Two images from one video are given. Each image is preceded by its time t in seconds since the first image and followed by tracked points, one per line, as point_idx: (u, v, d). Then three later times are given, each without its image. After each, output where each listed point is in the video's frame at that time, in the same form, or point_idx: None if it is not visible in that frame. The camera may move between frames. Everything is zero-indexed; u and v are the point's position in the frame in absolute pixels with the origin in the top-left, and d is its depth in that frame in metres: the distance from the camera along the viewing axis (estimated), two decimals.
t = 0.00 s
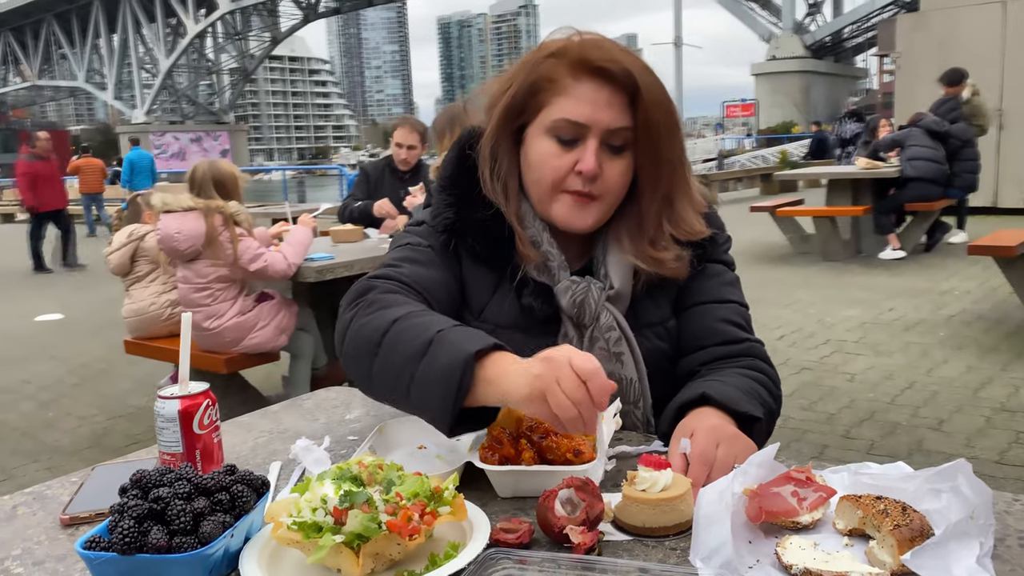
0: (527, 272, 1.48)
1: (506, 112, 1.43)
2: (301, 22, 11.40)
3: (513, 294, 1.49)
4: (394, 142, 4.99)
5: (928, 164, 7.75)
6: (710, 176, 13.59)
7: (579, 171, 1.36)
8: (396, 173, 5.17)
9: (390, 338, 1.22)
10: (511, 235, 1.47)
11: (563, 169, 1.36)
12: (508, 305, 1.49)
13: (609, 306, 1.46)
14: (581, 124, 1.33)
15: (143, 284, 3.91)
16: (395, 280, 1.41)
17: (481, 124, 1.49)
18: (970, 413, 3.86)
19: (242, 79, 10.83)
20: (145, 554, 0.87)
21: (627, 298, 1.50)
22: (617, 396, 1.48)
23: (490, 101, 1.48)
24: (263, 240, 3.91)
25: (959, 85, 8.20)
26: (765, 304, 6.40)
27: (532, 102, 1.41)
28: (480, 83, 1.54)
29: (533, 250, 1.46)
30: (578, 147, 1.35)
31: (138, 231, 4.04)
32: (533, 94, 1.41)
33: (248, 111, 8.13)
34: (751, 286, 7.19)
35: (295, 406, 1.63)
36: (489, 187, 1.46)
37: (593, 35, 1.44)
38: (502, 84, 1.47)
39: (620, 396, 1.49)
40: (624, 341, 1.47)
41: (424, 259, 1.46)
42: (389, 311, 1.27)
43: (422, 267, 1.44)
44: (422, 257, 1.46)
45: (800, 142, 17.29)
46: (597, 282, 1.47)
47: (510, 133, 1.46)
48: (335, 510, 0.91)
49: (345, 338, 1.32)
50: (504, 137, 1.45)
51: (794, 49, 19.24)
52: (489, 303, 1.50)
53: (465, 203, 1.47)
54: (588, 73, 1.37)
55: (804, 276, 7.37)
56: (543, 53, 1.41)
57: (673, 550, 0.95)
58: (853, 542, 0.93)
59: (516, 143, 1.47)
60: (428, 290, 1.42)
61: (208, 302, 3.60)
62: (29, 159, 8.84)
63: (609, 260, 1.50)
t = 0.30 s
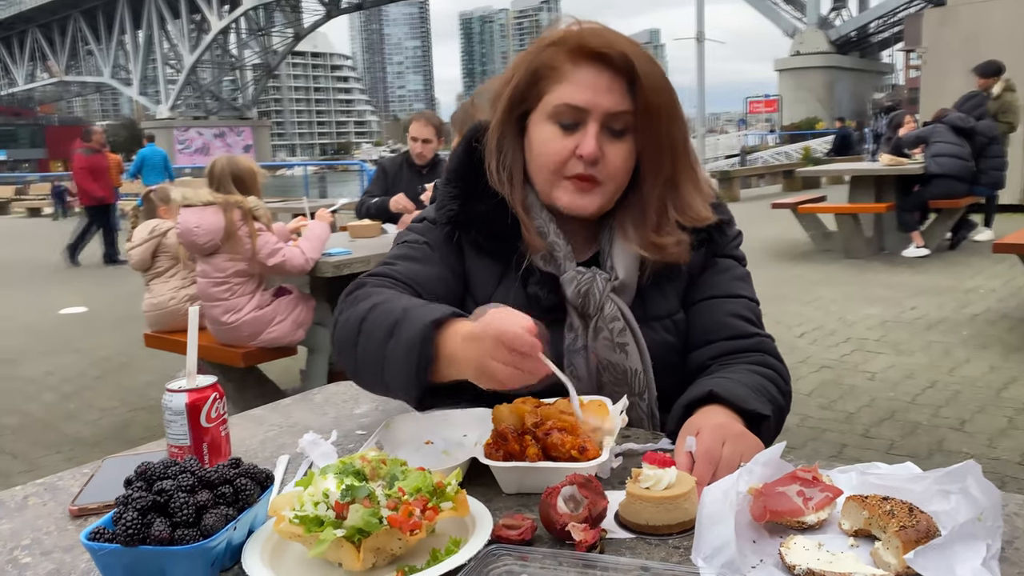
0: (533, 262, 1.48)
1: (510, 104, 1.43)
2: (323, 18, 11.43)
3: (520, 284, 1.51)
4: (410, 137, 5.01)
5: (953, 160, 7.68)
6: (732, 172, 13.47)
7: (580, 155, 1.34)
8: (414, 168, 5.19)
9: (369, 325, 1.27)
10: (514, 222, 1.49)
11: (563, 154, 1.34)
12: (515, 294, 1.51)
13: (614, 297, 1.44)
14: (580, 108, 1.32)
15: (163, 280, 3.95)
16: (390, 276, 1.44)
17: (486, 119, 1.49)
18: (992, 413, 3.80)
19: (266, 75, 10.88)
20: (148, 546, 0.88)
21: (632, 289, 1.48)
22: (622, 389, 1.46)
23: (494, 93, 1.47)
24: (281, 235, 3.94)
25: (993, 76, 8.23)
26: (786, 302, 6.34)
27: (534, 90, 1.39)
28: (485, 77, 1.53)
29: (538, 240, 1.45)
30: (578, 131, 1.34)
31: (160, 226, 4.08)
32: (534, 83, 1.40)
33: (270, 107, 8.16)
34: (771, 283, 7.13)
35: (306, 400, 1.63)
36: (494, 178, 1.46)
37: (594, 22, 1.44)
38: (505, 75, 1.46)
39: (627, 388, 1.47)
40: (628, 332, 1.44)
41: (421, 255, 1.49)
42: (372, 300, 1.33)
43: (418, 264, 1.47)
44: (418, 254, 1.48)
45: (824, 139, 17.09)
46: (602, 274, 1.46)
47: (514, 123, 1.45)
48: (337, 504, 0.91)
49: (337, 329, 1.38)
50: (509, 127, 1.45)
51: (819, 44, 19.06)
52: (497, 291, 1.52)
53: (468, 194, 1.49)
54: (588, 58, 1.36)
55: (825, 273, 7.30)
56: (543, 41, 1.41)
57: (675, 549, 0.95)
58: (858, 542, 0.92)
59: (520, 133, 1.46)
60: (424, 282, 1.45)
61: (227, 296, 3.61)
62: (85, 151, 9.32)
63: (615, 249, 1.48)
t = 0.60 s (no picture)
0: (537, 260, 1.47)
1: (507, 102, 1.47)
2: (346, 15, 11.47)
3: (525, 282, 1.49)
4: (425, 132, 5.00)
5: (981, 158, 7.59)
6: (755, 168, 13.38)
7: (575, 144, 1.35)
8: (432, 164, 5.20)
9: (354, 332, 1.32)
10: (518, 219, 1.52)
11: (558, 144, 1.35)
12: (521, 293, 1.49)
13: (620, 294, 1.43)
14: (570, 96, 1.34)
15: (183, 275, 3.99)
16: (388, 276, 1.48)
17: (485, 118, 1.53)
18: (1015, 414, 3.75)
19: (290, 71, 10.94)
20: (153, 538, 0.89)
21: (638, 286, 1.47)
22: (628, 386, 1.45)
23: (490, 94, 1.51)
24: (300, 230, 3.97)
25: None
26: (806, 300, 6.30)
27: (527, 86, 1.42)
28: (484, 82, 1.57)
29: (543, 234, 1.48)
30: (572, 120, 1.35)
31: (180, 222, 4.12)
32: (527, 79, 1.43)
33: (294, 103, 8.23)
34: (792, 281, 7.08)
35: (317, 395, 1.64)
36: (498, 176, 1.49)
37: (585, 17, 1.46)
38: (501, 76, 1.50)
39: (633, 385, 1.46)
40: (633, 329, 1.44)
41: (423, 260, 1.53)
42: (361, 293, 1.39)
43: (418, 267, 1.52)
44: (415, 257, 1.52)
45: (848, 135, 16.93)
46: (607, 271, 1.44)
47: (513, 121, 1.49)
48: (340, 499, 0.92)
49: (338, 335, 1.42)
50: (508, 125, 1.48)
51: (843, 40, 18.86)
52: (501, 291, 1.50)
53: (472, 195, 1.50)
54: (577, 49, 1.37)
55: (847, 271, 7.24)
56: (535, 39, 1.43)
57: (678, 548, 0.95)
58: (862, 543, 0.91)
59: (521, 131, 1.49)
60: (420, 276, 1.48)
61: (245, 290, 3.62)
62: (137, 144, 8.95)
63: (620, 244, 1.47)
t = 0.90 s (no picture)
0: (541, 261, 1.49)
1: (504, 106, 1.50)
2: (367, 11, 11.49)
3: (530, 283, 1.51)
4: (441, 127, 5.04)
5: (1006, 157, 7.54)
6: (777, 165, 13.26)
7: (569, 145, 1.35)
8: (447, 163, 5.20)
9: (358, 326, 1.37)
10: (519, 222, 1.56)
11: (553, 145, 1.36)
12: (525, 294, 1.51)
13: (623, 293, 1.43)
14: (563, 98, 1.35)
15: (203, 270, 4.02)
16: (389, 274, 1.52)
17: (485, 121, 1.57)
18: None
19: (313, 67, 10.99)
20: (158, 531, 0.91)
21: (643, 285, 1.46)
22: (632, 386, 1.44)
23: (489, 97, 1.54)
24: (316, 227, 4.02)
25: None
26: (827, 298, 6.25)
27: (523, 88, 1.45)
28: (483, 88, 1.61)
29: (546, 238, 1.48)
30: (566, 121, 1.36)
31: (200, 218, 4.16)
32: (522, 81, 1.46)
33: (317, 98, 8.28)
34: (813, 279, 7.02)
35: (327, 390, 1.66)
36: (500, 179, 1.54)
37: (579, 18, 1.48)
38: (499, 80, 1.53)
39: (638, 386, 1.45)
40: (637, 329, 1.43)
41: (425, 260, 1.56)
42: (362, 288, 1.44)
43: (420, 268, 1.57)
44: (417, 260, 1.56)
45: (873, 132, 16.71)
46: (610, 271, 1.44)
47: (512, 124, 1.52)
48: (341, 494, 0.92)
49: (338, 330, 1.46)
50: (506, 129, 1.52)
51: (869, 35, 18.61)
52: (505, 294, 1.52)
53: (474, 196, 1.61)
54: (570, 48, 1.39)
55: (869, 270, 7.16)
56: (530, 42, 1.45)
57: (679, 547, 0.94)
58: (865, 545, 0.91)
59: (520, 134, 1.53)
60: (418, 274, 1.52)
61: (263, 286, 3.64)
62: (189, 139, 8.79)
63: (625, 247, 1.47)
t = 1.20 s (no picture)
0: (541, 263, 1.49)
1: (499, 110, 1.52)
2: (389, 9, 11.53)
3: (529, 285, 1.51)
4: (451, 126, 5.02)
5: None
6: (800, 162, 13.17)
7: (559, 146, 1.35)
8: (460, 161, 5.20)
9: (358, 324, 1.37)
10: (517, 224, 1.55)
11: (543, 146, 1.36)
12: (525, 296, 1.50)
13: (622, 295, 1.42)
14: (551, 98, 1.35)
15: (220, 267, 4.05)
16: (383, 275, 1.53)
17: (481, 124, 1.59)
18: None
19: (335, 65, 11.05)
20: (157, 525, 0.92)
21: (643, 287, 1.46)
22: (633, 388, 1.43)
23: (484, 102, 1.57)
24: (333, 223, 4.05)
25: None
26: (847, 297, 6.19)
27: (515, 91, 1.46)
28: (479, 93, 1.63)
29: (543, 242, 1.49)
30: (556, 123, 1.36)
31: (217, 214, 4.20)
32: (514, 84, 1.47)
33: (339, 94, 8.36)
34: (834, 278, 6.96)
35: (335, 387, 1.66)
36: (496, 185, 1.59)
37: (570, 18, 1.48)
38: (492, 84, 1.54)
39: (639, 387, 1.44)
40: (637, 331, 1.42)
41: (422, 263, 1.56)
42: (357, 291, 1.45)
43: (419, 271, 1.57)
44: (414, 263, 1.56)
45: (898, 130, 16.54)
46: (609, 272, 1.44)
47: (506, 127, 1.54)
48: (338, 491, 0.93)
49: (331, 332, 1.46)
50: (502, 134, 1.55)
51: (895, 32, 18.43)
52: (505, 296, 1.52)
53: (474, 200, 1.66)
54: (558, 50, 1.39)
55: (891, 269, 7.09)
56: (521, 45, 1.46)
57: (676, 548, 0.94)
58: (864, 548, 0.90)
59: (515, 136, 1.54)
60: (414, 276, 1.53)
61: (280, 282, 3.66)
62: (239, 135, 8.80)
63: (624, 248, 1.46)
